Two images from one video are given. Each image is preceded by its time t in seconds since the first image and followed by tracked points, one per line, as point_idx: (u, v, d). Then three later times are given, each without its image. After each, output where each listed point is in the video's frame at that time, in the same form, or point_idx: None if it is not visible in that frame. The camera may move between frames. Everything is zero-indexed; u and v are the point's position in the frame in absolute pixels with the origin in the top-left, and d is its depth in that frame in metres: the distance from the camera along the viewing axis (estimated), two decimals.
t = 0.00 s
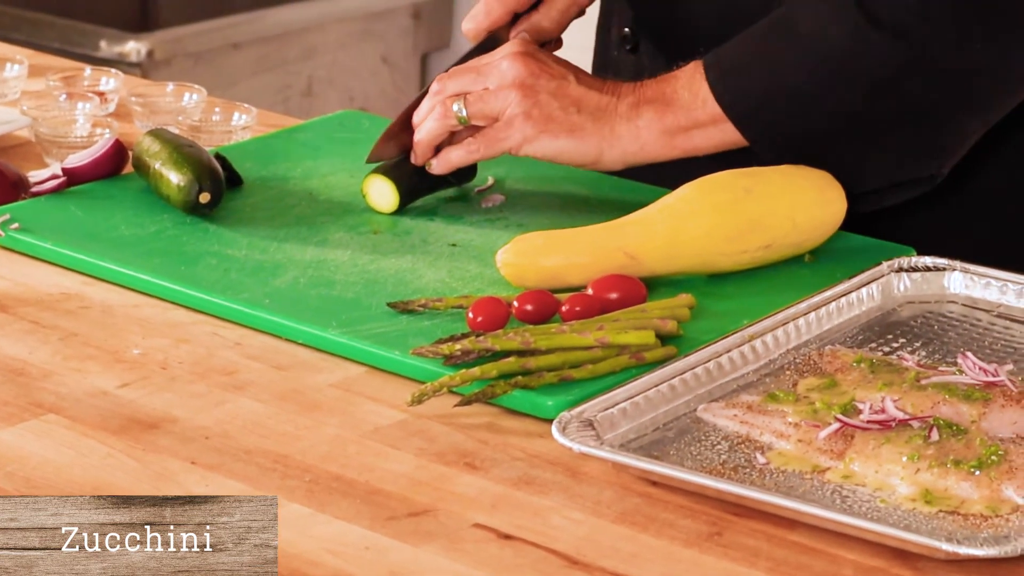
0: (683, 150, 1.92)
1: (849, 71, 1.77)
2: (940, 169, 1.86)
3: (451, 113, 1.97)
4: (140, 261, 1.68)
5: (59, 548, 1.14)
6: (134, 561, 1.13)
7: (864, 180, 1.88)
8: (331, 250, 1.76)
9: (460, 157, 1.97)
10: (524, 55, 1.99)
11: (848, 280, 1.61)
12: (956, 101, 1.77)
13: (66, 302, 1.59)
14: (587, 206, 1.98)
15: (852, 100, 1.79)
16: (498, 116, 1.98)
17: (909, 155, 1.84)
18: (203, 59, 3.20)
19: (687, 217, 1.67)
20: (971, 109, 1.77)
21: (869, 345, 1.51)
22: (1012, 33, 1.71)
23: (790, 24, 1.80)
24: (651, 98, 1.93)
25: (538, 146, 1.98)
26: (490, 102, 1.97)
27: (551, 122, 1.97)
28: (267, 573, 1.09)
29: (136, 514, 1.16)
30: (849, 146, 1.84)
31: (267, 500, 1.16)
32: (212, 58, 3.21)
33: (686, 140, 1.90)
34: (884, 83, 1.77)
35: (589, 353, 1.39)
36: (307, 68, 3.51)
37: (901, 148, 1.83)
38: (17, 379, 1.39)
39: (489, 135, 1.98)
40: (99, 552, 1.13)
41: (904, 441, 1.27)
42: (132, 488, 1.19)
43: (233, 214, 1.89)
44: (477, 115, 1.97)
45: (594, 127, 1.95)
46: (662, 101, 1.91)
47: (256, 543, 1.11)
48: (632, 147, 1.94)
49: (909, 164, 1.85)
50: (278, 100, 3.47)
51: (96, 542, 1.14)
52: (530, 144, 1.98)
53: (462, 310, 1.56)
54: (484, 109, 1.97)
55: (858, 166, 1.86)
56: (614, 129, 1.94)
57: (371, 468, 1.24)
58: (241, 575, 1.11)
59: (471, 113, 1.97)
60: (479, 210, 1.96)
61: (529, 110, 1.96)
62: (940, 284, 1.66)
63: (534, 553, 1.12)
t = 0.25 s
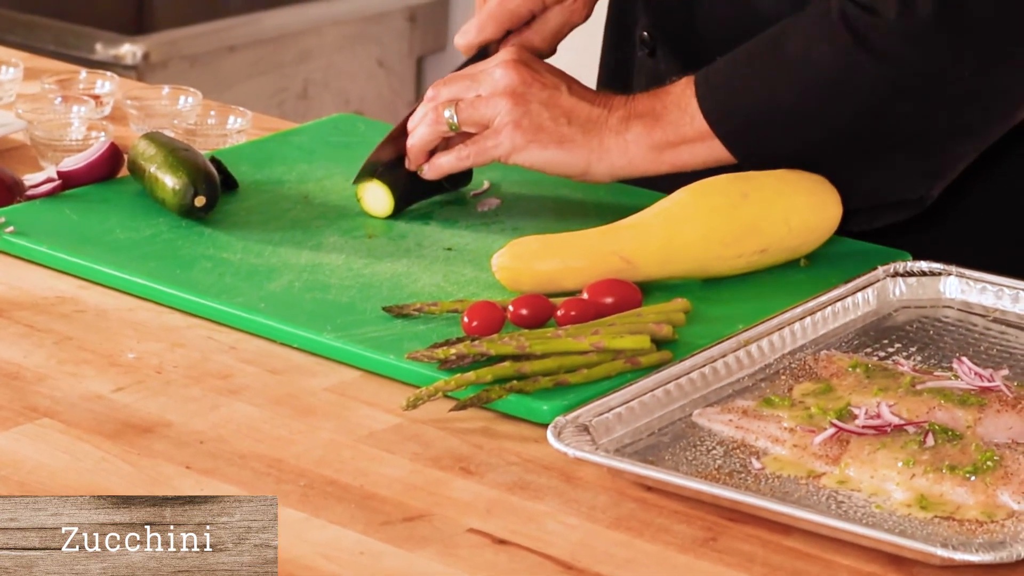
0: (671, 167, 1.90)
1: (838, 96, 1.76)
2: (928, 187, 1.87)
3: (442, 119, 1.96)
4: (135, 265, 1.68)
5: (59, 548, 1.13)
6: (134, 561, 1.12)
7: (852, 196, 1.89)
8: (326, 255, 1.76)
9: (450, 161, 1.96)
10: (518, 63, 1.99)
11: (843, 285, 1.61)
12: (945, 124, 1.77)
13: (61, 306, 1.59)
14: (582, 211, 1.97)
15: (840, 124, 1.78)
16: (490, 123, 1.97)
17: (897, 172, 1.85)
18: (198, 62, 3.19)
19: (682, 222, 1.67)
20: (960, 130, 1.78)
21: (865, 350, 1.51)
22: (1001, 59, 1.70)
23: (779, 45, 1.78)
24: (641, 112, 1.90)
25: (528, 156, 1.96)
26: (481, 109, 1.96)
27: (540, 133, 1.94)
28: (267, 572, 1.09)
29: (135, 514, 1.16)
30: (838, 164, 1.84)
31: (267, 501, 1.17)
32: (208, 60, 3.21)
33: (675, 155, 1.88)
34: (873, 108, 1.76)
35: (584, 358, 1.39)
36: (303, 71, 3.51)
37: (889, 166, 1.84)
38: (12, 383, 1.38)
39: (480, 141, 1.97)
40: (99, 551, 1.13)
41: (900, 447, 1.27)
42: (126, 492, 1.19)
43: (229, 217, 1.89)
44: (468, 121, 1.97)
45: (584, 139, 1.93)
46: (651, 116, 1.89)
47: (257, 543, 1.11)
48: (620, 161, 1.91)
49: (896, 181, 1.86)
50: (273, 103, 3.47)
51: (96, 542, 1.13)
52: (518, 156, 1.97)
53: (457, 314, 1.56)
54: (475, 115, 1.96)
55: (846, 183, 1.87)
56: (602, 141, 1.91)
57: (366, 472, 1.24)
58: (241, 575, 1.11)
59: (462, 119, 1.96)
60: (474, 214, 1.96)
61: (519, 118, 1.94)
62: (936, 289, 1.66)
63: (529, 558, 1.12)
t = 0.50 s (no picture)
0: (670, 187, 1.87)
1: (836, 118, 1.74)
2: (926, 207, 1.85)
3: (441, 132, 1.99)
4: (131, 270, 1.68)
5: (59, 548, 1.13)
6: (134, 561, 1.12)
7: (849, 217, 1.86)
8: (322, 260, 1.76)
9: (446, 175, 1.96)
10: (519, 81, 1.98)
11: (840, 291, 1.61)
12: (945, 144, 1.75)
13: (57, 311, 1.59)
14: (579, 216, 1.98)
15: (839, 144, 1.77)
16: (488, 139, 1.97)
17: (895, 194, 1.82)
18: (195, 68, 3.18)
19: (678, 229, 1.67)
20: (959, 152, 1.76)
21: (861, 355, 1.51)
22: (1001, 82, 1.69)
23: (777, 65, 1.77)
24: (639, 131, 1.88)
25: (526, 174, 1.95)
26: (481, 124, 1.97)
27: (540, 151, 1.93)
28: (267, 573, 1.09)
29: (135, 514, 1.16)
30: (836, 184, 1.83)
31: (266, 501, 1.17)
32: (204, 65, 3.20)
33: (673, 175, 1.86)
34: (872, 130, 1.74)
35: (581, 363, 1.39)
36: (299, 76, 3.51)
37: (887, 187, 1.81)
38: (8, 388, 1.38)
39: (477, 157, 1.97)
40: (99, 551, 1.12)
41: (896, 452, 1.28)
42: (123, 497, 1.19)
43: (226, 223, 1.89)
44: (467, 136, 1.98)
45: (582, 157, 1.91)
46: (650, 135, 1.87)
47: (256, 543, 1.12)
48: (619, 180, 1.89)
49: (894, 203, 1.83)
50: (269, 109, 3.47)
51: (96, 542, 1.13)
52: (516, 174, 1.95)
53: (453, 320, 1.56)
54: (474, 131, 1.98)
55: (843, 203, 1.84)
56: (601, 161, 1.89)
57: (363, 478, 1.24)
58: None
59: (461, 133, 1.98)
60: (470, 220, 1.96)
61: (518, 135, 1.94)
62: (932, 295, 1.66)
63: (525, 564, 1.12)
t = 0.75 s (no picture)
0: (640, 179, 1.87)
1: (802, 113, 1.75)
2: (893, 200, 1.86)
3: (405, 144, 1.98)
4: (128, 273, 1.67)
5: (59, 548, 1.12)
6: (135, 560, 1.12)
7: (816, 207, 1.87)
8: (319, 263, 1.76)
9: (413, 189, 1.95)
10: (478, 88, 1.98)
11: (836, 293, 1.61)
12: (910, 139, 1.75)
13: (55, 313, 1.59)
14: (576, 219, 1.98)
15: (805, 139, 1.77)
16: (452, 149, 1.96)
17: (863, 187, 1.83)
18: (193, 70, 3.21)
19: (676, 232, 1.67)
20: (925, 147, 1.77)
21: (859, 358, 1.51)
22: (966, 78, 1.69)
23: (745, 59, 1.78)
24: (605, 123, 1.88)
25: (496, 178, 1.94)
26: (443, 133, 1.96)
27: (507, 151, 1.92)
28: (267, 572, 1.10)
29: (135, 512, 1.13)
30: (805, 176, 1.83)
31: (267, 500, 1.13)
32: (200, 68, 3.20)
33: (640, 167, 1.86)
34: (838, 125, 1.75)
35: (579, 366, 1.39)
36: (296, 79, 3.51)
37: (854, 181, 1.82)
38: (6, 390, 1.38)
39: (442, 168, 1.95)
40: (99, 551, 1.12)
41: (894, 456, 1.27)
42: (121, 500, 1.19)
43: (223, 225, 1.89)
44: (431, 147, 1.97)
45: (548, 155, 1.90)
46: (616, 127, 1.87)
47: (257, 543, 1.11)
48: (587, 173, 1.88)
49: (861, 195, 1.84)
50: (267, 111, 3.47)
51: (96, 542, 1.12)
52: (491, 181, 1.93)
53: (451, 322, 1.56)
54: (438, 140, 1.96)
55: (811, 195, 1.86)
56: (568, 155, 1.89)
57: (360, 480, 1.24)
58: None
59: (424, 144, 1.97)
60: (468, 223, 1.96)
61: (482, 140, 1.93)
62: (929, 298, 1.66)
63: (523, 567, 1.12)
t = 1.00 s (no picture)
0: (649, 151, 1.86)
1: (801, 94, 1.74)
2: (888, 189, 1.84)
3: (413, 148, 1.93)
4: (126, 275, 1.67)
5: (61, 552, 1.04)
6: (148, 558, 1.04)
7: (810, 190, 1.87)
8: (317, 265, 1.76)
9: (424, 188, 1.93)
10: (472, 77, 1.92)
11: (835, 297, 1.61)
12: (905, 129, 1.74)
13: (53, 315, 1.59)
14: (575, 222, 1.98)
15: (802, 120, 1.76)
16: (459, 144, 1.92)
17: (858, 175, 1.82)
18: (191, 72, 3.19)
19: (676, 235, 1.67)
20: (920, 138, 1.75)
21: (857, 362, 1.51)
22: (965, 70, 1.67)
23: (749, 39, 1.76)
24: (608, 97, 1.86)
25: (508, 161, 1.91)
26: (448, 128, 1.92)
27: (516, 134, 1.90)
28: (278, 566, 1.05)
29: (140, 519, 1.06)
30: (801, 159, 1.82)
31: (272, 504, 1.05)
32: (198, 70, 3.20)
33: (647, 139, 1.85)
34: (835, 109, 1.73)
35: (576, 369, 1.39)
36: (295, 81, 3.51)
37: (850, 168, 1.81)
38: (4, 392, 1.38)
39: (452, 163, 1.93)
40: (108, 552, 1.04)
41: (892, 459, 1.28)
42: (119, 503, 1.19)
43: (221, 228, 1.89)
44: (439, 144, 1.93)
45: (558, 129, 1.88)
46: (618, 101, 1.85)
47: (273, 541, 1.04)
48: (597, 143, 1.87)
49: (854, 183, 1.83)
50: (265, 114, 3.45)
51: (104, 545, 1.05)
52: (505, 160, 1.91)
53: (449, 325, 1.56)
54: (444, 135, 1.93)
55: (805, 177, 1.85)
56: (577, 130, 1.87)
57: (358, 483, 1.24)
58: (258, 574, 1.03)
59: (431, 143, 1.93)
60: (466, 225, 1.96)
61: (490, 127, 1.90)
62: (928, 301, 1.66)
63: (521, 570, 1.12)
